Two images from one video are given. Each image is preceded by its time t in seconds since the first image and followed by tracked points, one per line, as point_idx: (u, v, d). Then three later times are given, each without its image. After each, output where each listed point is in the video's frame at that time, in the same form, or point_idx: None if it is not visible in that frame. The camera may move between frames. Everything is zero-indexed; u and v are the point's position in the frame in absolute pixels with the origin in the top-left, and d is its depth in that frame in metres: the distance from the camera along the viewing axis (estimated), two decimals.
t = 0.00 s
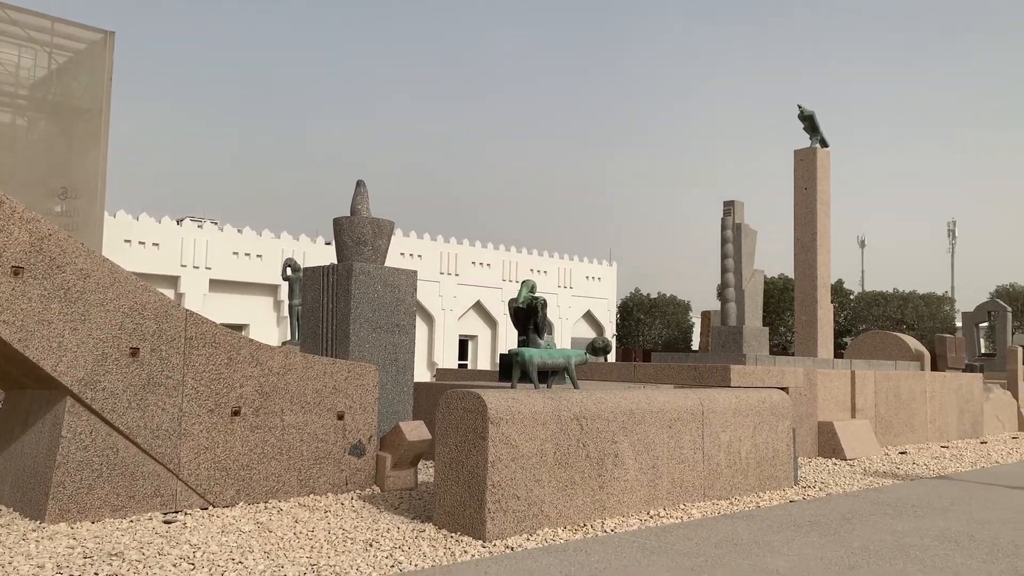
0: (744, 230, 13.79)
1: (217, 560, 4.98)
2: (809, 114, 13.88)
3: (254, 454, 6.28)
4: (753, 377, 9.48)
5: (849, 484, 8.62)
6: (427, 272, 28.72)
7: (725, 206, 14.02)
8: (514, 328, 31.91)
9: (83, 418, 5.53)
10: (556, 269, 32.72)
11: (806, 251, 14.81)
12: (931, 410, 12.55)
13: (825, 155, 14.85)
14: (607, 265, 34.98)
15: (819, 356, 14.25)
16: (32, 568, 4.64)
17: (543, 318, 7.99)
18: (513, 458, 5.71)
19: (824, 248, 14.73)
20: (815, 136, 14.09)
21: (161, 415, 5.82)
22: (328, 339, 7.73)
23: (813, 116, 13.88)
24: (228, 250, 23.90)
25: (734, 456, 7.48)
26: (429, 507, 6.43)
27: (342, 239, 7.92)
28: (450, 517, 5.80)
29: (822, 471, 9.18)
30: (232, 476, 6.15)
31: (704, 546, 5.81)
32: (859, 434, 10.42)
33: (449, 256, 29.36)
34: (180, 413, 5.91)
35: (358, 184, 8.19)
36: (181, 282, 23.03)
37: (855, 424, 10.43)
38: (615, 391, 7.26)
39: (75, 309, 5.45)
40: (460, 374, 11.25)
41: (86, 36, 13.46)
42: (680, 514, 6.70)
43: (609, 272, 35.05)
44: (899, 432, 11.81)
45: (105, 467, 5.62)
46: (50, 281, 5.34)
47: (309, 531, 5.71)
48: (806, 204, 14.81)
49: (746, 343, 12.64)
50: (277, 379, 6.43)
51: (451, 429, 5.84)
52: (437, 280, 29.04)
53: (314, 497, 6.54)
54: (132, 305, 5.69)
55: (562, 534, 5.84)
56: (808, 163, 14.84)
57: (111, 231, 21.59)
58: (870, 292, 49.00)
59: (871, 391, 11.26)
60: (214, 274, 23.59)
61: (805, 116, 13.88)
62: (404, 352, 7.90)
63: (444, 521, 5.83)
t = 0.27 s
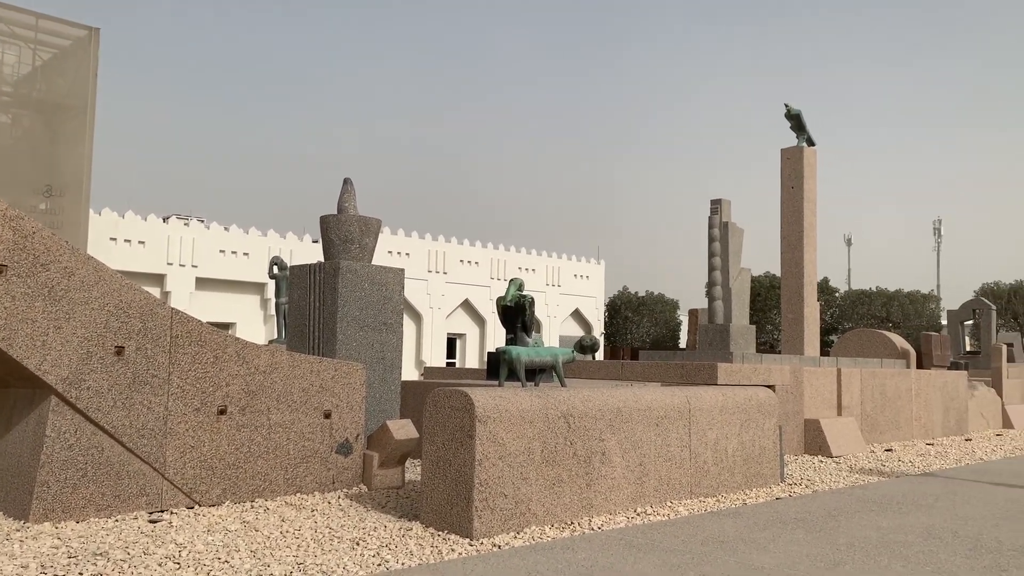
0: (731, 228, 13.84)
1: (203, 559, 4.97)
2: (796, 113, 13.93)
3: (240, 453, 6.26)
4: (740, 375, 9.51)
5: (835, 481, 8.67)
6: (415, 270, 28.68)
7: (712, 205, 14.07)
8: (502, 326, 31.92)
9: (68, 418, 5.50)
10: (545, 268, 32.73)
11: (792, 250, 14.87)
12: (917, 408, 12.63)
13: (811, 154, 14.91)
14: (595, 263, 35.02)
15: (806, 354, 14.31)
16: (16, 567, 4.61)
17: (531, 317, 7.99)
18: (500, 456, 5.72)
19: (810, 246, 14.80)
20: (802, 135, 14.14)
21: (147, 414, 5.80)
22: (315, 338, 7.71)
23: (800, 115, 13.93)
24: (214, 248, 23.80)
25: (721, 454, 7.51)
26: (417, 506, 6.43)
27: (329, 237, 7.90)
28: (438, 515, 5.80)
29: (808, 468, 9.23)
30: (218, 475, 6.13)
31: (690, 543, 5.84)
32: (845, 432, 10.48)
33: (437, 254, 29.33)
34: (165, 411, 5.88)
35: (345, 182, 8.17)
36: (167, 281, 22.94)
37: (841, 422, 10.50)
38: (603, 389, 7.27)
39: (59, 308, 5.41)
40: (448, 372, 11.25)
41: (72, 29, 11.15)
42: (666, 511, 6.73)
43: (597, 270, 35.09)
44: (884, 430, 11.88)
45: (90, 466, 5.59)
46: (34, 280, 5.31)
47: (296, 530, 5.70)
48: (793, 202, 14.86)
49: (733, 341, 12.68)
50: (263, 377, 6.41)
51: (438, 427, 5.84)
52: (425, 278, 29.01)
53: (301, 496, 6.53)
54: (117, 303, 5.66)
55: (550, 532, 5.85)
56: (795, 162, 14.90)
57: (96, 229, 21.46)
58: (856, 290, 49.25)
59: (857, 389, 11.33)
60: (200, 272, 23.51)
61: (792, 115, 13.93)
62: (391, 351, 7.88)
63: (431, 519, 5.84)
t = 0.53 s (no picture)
0: (725, 227, 13.86)
1: (197, 559, 4.96)
2: (790, 112, 13.95)
3: (234, 452, 6.25)
4: (735, 374, 9.54)
5: (829, 479, 8.69)
6: (410, 269, 28.66)
7: (706, 204, 14.09)
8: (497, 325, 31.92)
9: (61, 417, 5.49)
10: (539, 266, 32.74)
11: (787, 248, 14.90)
12: (910, 406, 12.68)
13: (806, 153, 14.94)
14: (590, 262, 35.04)
15: (799, 352, 14.35)
16: (10, 568, 4.60)
17: (526, 316, 8.00)
18: (495, 455, 5.72)
19: (804, 244, 14.83)
20: (796, 134, 14.17)
21: (141, 414, 5.79)
22: (310, 337, 7.71)
23: (794, 114, 13.95)
24: (208, 248, 23.75)
25: (716, 452, 7.52)
26: (411, 505, 6.42)
27: (323, 236, 7.89)
28: (433, 514, 5.80)
29: (802, 466, 9.26)
30: (213, 474, 6.12)
31: (685, 542, 5.85)
32: (839, 430, 10.51)
33: (432, 253, 29.31)
34: (159, 411, 5.87)
35: (339, 181, 8.16)
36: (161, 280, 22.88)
37: (835, 419, 10.53)
38: (597, 388, 7.28)
39: (52, 308, 5.40)
40: (443, 370, 11.25)
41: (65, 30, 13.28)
42: (661, 510, 6.74)
43: (592, 269, 35.12)
44: (878, 428, 11.92)
45: (83, 466, 5.58)
46: (26, 279, 5.28)
47: (291, 529, 5.70)
48: (787, 201, 14.89)
49: (727, 340, 12.71)
50: (257, 377, 6.40)
51: (433, 426, 5.84)
52: (419, 277, 29.00)
53: (296, 495, 6.52)
54: (110, 302, 5.65)
55: (544, 531, 5.86)
56: (789, 161, 14.93)
57: (89, 228, 21.40)
58: (850, 289, 49.38)
59: (851, 387, 11.35)
60: (194, 271, 23.45)
61: (786, 114, 13.95)
62: (385, 349, 7.88)
63: (426, 519, 5.84)
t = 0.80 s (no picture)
0: (730, 225, 13.85)
1: (203, 558, 4.97)
2: (795, 110, 13.93)
3: (241, 452, 6.27)
4: (740, 373, 9.53)
5: (835, 477, 8.67)
6: (414, 268, 28.68)
7: (711, 203, 14.07)
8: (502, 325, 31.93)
9: (68, 417, 5.50)
10: (544, 266, 32.74)
11: (792, 246, 14.88)
12: (917, 404, 12.64)
13: (811, 151, 14.92)
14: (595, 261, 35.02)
15: (805, 350, 14.32)
16: (17, 568, 4.62)
17: (530, 315, 8.00)
18: (500, 455, 5.72)
19: (810, 243, 14.80)
20: (801, 132, 14.14)
21: (148, 414, 5.80)
22: (315, 337, 7.72)
23: (799, 112, 13.92)
24: (214, 248, 23.80)
25: (722, 451, 7.51)
26: (417, 504, 6.43)
27: (328, 236, 7.90)
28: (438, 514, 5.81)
29: (808, 464, 9.24)
30: (219, 474, 6.14)
31: (691, 541, 5.84)
32: (845, 428, 10.49)
33: (437, 252, 29.33)
34: (166, 411, 5.89)
35: (344, 181, 8.18)
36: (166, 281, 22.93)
37: (841, 418, 10.51)
38: (603, 387, 7.27)
39: (60, 308, 5.42)
40: (448, 370, 11.26)
41: (69, 32, 14.07)
42: (667, 509, 6.73)
43: (597, 268, 35.11)
44: (884, 426, 11.89)
45: (90, 466, 5.59)
46: (32, 280, 5.30)
47: (297, 529, 5.70)
48: (792, 199, 14.87)
49: (732, 338, 12.69)
50: (263, 376, 6.41)
51: (438, 426, 5.84)
52: (424, 277, 29.02)
53: (302, 494, 6.53)
54: (116, 303, 5.66)
55: (550, 530, 5.86)
56: (794, 159, 14.91)
57: (95, 229, 21.48)
58: (856, 287, 49.25)
59: (857, 386, 11.33)
60: (200, 272, 23.50)
61: (791, 112, 13.92)
62: (391, 349, 7.89)
63: (432, 518, 5.84)
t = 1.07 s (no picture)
0: (747, 224, 13.77)
1: (222, 558, 5.01)
2: (811, 108, 13.84)
3: (259, 452, 6.31)
4: (757, 372, 9.49)
5: (854, 477, 8.62)
6: (430, 269, 28.74)
7: (728, 201, 14.01)
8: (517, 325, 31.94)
9: (89, 419, 5.56)
10: (559, 266, 32.70)
11: (808, 245, 14.79)
12: (936, 403, 12.54)
13: (827, 149, 14.83)
14: (610, 261, 34.95)
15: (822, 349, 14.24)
16: (40, 567, 4.68)
17: (546, 315, 8.00)
18: (517, 455, 5.73)
19: (827, 241, 14.71)
20: (817, 130, 14.05)
21: (167, 415, 5.85)
22: (332, 338, 7.75)
23: (815, 110, 13.84)
24: (231, 250, 23.94)
25: (739, 451, 7.48)
26: (434, 504, 6.45)
27: (344, 238, 7.94)
28: (455, 514, 5.82)
29: (826, 464, 9.19)
30: (237, 474, 6.18)
31: (708, 541, 5.82)
32: (863, 428, 10.42)
33: (452, 253, 29.37)
34: (185, 412, 5.94)
35: (359, 183, 8.21)
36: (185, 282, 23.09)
37: (859, 417, 10.44)
38: (619, 387, 7.26)
39: (80, 311, 5.48)
40: (464, 370, 11.28)
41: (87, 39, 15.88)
42: (684, 509, 6.72)
43: (612, 268, 35.04)
44: (903, 426, 11.79)
45: (110, 467, 5.64)
46: (53, 283, 5.36)
47: (315, 528, 5.73)
48: (808, 197, 14.78)
49: (749, 338, 12.63)
50: (281, 377, 6.45)
51: (454, 426, 5.86)
52: (439, 277, 29.07)
53: (319, 494, 6.57)
54: (135, 305, 5.72)
55: (567, 530, 5.85)
56: (811, 157, 14.83)
57: (114, 232, 21.69)
58: (873, 285, 48.88)
59: (875, 385, 11.25)
60: (217, 274, 23.64)
61: (807, 110, 13.84)
62: (407, 349, 7.91)
63: (449, 518, 5.86)
